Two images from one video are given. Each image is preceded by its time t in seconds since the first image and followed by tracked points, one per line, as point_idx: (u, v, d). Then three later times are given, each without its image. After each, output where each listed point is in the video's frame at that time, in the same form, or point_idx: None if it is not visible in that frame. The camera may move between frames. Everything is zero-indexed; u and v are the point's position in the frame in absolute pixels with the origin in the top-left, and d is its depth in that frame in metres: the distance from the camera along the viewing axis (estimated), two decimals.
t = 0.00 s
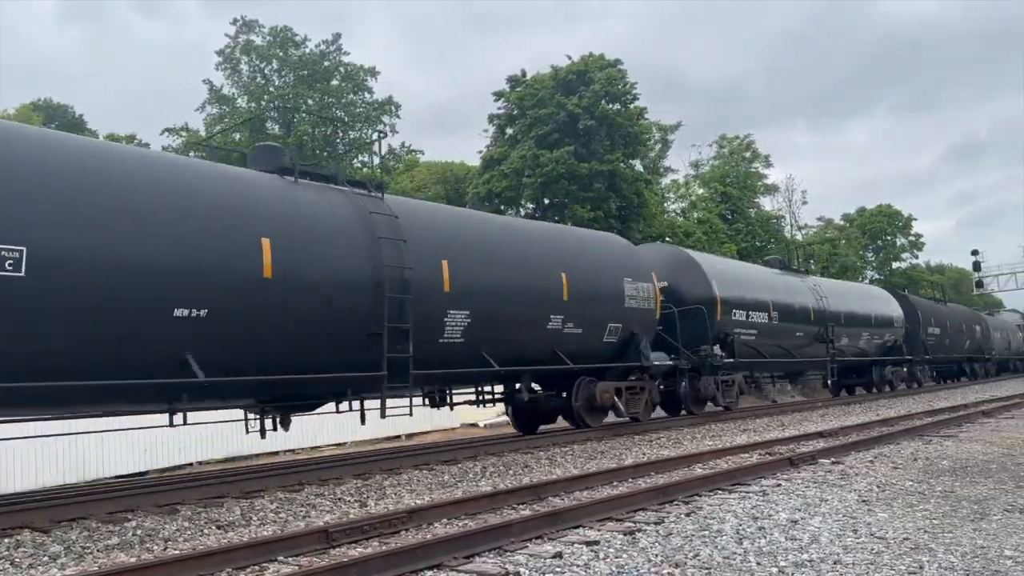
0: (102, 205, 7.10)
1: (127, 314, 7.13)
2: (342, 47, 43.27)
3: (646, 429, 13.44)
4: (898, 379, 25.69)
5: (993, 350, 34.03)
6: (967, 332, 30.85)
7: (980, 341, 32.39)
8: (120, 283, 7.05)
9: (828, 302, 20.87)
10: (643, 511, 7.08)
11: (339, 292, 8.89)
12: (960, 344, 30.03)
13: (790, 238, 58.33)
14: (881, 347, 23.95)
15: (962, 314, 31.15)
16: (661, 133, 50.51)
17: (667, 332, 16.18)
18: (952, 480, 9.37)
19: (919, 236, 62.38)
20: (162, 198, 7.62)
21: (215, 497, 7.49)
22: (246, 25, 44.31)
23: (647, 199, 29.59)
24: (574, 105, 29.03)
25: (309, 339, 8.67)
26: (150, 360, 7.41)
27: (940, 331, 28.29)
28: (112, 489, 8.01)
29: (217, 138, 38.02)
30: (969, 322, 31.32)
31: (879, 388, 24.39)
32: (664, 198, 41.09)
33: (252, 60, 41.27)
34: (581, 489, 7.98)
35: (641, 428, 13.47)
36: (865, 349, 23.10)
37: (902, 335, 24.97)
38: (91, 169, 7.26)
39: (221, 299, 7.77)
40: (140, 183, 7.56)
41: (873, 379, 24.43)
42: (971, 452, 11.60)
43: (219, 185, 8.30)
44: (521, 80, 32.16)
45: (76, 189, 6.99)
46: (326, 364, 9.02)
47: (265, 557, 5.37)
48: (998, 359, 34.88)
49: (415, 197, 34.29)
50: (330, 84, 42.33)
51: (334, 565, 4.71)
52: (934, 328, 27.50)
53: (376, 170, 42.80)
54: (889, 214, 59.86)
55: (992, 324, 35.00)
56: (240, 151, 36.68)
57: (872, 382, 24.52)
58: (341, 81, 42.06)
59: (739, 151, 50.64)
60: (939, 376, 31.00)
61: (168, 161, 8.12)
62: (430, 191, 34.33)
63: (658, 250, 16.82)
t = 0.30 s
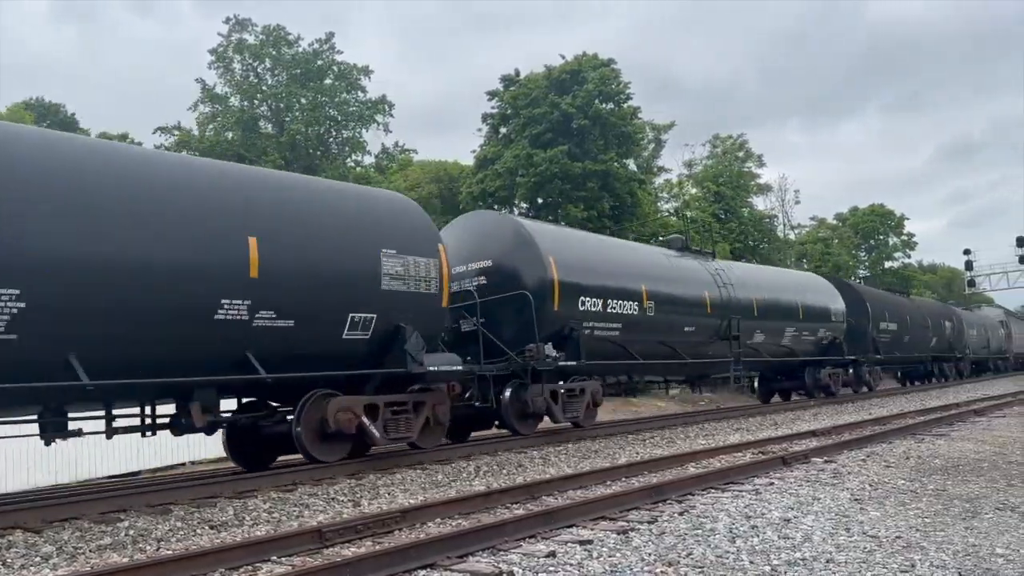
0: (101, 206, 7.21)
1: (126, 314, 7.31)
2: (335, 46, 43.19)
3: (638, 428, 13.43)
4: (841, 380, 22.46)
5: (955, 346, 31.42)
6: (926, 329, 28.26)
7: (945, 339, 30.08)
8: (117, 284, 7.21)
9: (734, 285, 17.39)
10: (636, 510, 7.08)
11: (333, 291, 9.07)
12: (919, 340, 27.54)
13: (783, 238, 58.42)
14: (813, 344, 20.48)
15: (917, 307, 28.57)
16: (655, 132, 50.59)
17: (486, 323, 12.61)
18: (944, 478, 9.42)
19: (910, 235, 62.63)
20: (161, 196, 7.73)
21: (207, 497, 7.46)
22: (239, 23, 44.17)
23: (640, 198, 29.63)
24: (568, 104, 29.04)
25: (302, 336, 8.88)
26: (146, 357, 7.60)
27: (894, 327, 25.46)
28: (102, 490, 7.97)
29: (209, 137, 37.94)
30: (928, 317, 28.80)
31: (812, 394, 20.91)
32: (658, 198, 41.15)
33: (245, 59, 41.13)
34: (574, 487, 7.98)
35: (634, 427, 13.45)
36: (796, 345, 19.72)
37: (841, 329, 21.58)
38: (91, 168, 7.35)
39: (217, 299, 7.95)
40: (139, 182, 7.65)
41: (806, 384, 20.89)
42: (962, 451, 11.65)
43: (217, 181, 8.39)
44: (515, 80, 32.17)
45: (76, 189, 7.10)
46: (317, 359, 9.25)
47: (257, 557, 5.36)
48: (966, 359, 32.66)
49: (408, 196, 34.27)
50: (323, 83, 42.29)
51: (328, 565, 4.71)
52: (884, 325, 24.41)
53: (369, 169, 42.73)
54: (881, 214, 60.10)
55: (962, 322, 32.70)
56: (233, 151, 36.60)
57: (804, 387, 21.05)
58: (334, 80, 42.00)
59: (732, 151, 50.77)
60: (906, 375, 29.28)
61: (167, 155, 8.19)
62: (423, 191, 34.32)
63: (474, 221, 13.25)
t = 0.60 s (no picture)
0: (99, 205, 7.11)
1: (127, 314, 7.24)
2: (329, 45, 43.12)
3: (633, 427, 13.44)
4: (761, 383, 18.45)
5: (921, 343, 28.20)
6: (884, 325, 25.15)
7: (909, 337, 27.33)
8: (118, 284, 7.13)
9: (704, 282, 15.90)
10: (630, 509, 7.10)
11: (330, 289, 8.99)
12: (874, 336, 24.34)
13: (778, 237, 58.43)
14: (723, 342, 16.44)
15: (872, 301, 25.46)
16: (650, 132, 50.62)
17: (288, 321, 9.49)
18: (937, 477, 9.45)
19: (903, 235, 62.83)
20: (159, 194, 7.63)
21: (202, 497, 7.43)
22: (233, 21, 44.05)
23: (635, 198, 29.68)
24: (563, 104, 29.05)
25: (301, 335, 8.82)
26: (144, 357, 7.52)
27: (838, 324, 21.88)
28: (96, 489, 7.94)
29: (203, 137, 37.85)
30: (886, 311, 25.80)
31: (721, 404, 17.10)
32: (653, 197, 41.19)
33: (239, 57, 41.03)
34: (569, 486, 7.99)
35: (630, 426, 13.46)
36: (704, 342, 15.89)
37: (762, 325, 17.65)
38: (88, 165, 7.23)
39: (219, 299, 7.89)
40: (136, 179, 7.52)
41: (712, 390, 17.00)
42: (955, 450, 11.69)
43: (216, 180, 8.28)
44: (510, 79, 32.18)
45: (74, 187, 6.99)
46: (315, 357, 9.21)
47: (251, 556, 5.36)
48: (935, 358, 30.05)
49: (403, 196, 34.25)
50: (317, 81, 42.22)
51: (322, 564, 4.71)
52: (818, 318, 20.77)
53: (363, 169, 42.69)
54: (875, 214, 60.30)
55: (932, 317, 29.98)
56: (226, 149, 36.55)
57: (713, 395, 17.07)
58: (328, 78, 41.93)
59: (726, 150, 50.86)
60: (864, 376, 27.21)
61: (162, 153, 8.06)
62: (418, 190, 34.32)
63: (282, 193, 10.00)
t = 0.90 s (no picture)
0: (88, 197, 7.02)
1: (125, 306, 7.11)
2: (325, 44, 43.06)
3: (629, 426, 13.44)
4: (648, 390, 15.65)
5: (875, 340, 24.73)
6: (826, 320, 21.71)
7: (864, 334, 24.15)
8: (115, 276, 7.00)
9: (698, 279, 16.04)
10: (624, 508, 7.09)
11: (329, 286, 8.73)
12: (808, 331, 20.83)
13: (773, 237, 58.51)
14: (586, 339, 12.82)
15: (815, 290, 22.07)
16: (645, 131, 50.62)
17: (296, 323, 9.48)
18: (931, 476, 9.46)
19: (898, 235, 62.95)
20: (147, 190, 7.53)
21: (195, 496, 7.41)
22: (228, 20, 43.96)
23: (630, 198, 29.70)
24: (559, 103, 29.05)
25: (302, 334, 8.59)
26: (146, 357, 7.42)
27: (760, 317, 18.34)
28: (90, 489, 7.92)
29: (198, 135, 37.76)
30: (832, 303, 22.44)
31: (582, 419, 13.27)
32: (648, 197, 41.22)
33: (235, 56, 40.94)
34: (563, 486, 7.99)
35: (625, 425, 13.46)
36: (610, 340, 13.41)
37: (642, 320, 14.03)
38: (70, 164, 7.17)
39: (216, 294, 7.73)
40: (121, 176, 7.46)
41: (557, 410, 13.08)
42: (949, 449, 11.71)
43: (203, 180, 8.18)
44: (506, 79, 32.17)
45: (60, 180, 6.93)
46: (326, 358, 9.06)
47: (244, 556, 5.34)
48: (901, 356, 26.87)
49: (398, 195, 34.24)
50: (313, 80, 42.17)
51: (316, 563, 4.71)
52: (731, 308, 17.24)
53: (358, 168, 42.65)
54: (869, 213, 60.42)
55: (896, 313, 26.85)
56: (222, 148, 36.50)
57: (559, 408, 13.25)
58: (324, 77, 41.86)
59: (721, 150, 50.94)
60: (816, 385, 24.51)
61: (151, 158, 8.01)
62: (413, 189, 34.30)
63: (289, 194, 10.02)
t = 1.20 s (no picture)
0: (81, 198, 7.13)
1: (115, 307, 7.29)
2: (321, 43, 43.00)
3: (624, 427, 13.45)
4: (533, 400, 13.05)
5: (810, 341, 21.26)
6: (741, 315, 17.82)
7: (802, 332, 20.79)
8: (104, 278, 7.17)
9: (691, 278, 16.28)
10: (619, 509, 7.08)
11: (313, 284, 8.89)
12: (715, 327, 16.89)
13: (770, 237, 58.56)
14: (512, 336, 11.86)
15: (732, 277, 18.30)
16: (642, 131, 50.63)
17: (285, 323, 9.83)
18: (926, 477, 9.46)
19: (894, 236, 63.04)
20: (138, 186, 7.63)
21: (189, 496, 7.39)
22: (225, 18, 43.89)
23: (626, 198, 29.71)
24: (555, 103, 29.05)
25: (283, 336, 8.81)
26: (129, 355, 7.61)
27: (638, 308, 14.46)
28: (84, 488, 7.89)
29: (195, 134, 37.67)
30: (755, 295, 18.80)
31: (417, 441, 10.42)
32: (645, 197, 41.23)
33: (231, 55, 40.86)
34: (557, 486, 7.97)
35: (620, 426, 13.46)
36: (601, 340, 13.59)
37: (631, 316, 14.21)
38: (61, 158, 7.21)
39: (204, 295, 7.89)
40: (116, 173, 7.55)
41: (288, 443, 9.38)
42: (944, 450, 11.73)
43: (191, 172, 8.24)
44: (502, 78, 32.16)
45: (53, 179, 7.02)
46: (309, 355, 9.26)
47: (237, 556, 5.32)
48: (848, 359, 23.30)
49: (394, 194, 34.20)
50: (309, 80, 42.13)
51: (310, 563, 4.69)
52: (593, 298, 13.28)
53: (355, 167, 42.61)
54: (866, 214, 60.54)
55: (846, 309, 23.49)
56: (218, 147, 36.45)
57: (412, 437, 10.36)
58: (321, 76, 41.83)
59: (717, 151, 50.96)
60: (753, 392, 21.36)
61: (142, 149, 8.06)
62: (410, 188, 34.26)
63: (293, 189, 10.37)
